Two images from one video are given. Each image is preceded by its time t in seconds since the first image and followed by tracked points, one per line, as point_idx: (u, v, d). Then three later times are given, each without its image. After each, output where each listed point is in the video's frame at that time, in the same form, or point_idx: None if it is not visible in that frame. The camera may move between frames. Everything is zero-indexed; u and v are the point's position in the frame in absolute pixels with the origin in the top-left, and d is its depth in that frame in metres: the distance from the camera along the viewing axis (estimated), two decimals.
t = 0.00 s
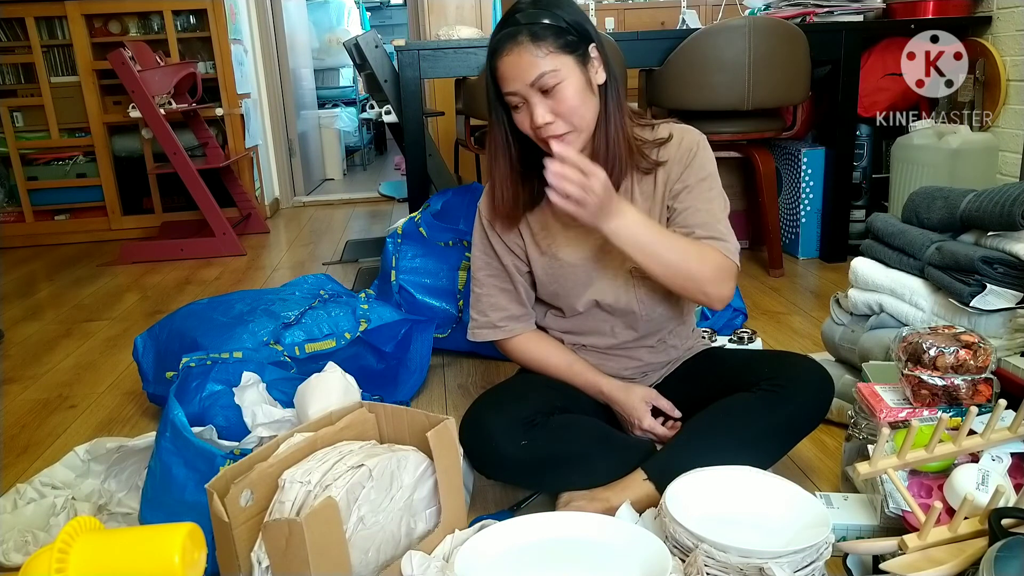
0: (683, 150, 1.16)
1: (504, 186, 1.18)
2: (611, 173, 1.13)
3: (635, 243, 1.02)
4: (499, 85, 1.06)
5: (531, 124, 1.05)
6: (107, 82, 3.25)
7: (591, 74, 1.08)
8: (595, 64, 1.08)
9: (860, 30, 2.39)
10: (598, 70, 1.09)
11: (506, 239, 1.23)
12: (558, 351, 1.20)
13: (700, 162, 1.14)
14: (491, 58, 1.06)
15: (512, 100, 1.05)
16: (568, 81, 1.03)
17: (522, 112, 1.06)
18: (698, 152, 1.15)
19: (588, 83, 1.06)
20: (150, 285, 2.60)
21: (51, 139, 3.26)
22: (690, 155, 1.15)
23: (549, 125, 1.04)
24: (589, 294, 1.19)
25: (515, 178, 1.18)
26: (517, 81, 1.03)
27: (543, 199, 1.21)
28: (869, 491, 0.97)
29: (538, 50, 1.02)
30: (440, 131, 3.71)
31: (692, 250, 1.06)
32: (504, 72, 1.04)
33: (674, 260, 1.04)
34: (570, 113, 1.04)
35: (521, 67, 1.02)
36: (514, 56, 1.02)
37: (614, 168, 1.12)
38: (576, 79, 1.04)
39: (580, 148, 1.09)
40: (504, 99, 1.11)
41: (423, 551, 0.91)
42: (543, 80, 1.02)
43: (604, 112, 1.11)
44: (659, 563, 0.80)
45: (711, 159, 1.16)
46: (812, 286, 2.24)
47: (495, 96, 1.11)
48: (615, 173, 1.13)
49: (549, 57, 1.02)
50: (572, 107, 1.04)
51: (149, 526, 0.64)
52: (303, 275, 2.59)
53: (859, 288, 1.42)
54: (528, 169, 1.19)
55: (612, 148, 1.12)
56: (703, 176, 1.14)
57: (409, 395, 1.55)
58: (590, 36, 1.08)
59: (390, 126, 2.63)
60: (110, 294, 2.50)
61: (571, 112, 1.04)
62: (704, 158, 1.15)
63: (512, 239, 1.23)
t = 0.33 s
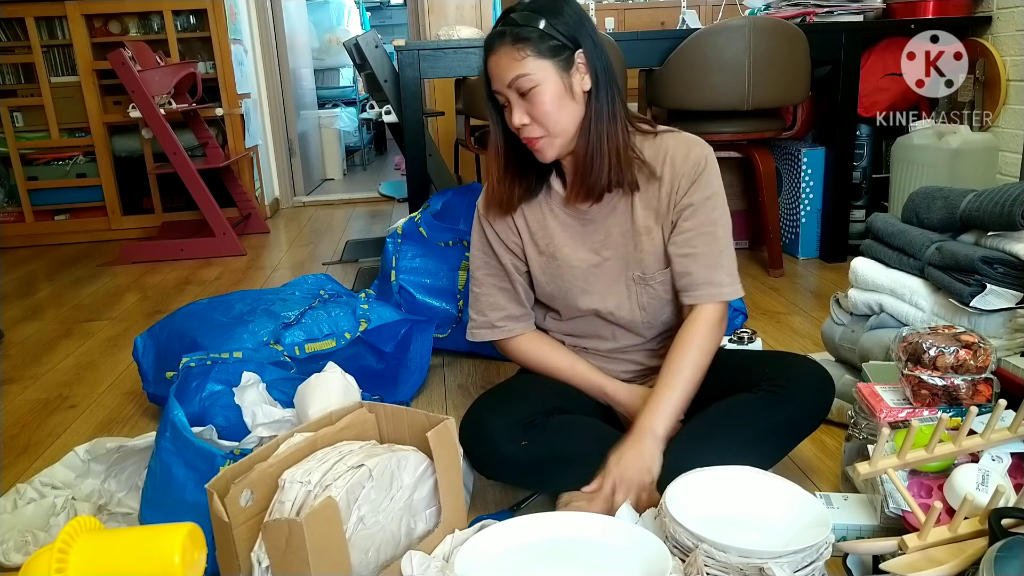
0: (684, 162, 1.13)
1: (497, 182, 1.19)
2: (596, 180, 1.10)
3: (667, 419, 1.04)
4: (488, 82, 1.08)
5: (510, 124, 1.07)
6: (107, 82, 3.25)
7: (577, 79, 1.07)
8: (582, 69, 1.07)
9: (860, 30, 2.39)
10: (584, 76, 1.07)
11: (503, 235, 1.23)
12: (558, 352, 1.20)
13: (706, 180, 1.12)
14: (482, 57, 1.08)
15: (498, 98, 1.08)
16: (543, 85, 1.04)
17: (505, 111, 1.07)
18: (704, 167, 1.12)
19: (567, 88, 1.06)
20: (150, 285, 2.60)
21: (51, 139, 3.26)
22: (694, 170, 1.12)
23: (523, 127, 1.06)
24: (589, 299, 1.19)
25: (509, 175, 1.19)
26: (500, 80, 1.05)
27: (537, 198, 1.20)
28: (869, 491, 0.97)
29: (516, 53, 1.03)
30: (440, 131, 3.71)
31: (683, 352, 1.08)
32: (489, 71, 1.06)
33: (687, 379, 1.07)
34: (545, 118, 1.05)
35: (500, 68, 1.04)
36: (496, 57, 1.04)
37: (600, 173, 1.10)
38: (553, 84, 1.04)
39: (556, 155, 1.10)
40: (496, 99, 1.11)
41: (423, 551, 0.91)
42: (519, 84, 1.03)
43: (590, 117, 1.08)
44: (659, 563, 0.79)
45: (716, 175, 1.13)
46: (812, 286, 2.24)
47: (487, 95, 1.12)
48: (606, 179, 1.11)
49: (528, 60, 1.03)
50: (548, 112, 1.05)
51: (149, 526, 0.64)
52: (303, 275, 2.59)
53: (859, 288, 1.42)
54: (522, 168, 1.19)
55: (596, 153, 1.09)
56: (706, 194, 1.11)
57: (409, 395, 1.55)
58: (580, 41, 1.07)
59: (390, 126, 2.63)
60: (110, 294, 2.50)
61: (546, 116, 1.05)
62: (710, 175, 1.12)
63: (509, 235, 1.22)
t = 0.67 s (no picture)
0: (677, 163, 1.12)
1: (494, 184, 1.20)
2: (589, 185, 1.10)
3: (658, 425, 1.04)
4: (481, 89, 1.08)
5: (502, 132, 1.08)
6: (107, 82, 3.25)
7: (566, 86, 1.06)
8: (570, 75, 1.06)
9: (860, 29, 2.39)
10: (573, 81, 1.07)
11: (500, 237, 1.23)
12: (559, 352, 1.21)
13: (698, 180, 1.11)
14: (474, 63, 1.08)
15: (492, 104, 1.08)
16: (532, 94, 1.04)
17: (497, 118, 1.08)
18: (697, 167, 1.12)
19: (556, 96, 1.06)
20: (150, 285, 2.60)
21: (51, 139, 3.26)
22: (689, 172, 1.12)
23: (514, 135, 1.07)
24: (587, 300, 1.19)
25: (505, 178, 1.19)
26: (491, 88, 1.06)
27: (534, 199, 1.19)
28: (869, 491, 0.97)
29: (504, 62, 1.03)
30: (440, 131, 3.71)
31: (664, 357, 1.08)
32: (482, 79, 1.07)
33: (673, 383, 1.07)
34: (534, 126, 1.05)
35: (491, 77, 1.05)
36: (486, 66, 1.05)
37: (593, 178, 1.10)
38: (541, 93, 1.04)
39: (549, 162, 1.10)
40: (490, 104, 1.12)
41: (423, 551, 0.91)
42: (508, 93, 1.04)
43: (581, 124, 1.08)
44: (659, 564, 0.79)
45: (711, 176, 1.12)
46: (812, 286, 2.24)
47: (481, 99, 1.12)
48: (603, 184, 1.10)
49: (515, 70, 1.03)
50: (537, 121, 1.05)
51: (149, 526, 0.64)
52: (303, 275, 2.59)
53: (859, 288, 1.42)
54: (518, 171, 1.18)
55: (589, 159, 1.09)
56: (698, 196, 1.11)
57: (409, 395, 1.55)
58: (569, 47, 1.06)
59: (390, 126, 2.63)
60: (110, 294, 2.50)
61: (535, 125, 1.05)
62: (703, 176, 1.11)
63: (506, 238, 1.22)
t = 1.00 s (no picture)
0: (673, 163, 1.12)
1: (491, 183, 1.20)
2: (584, 186, 1.10)
3: (654, 426, 1.04)
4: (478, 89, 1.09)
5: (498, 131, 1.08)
6: (107, 82, 3.25)
7: (561, 87, 1.06)
8: (565, 76, 1.06)
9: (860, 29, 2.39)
10: (569, 82, 1.07)
11: (497, 237, 1.23)
12: (558, 352, 1.20)
13: (694, 180, 1.11)
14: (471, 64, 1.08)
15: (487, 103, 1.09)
16: (528, 94, 1.04)
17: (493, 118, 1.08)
18: (693, 166, 1.11)
19: (553, 97, 1.06)
20: (150, 285, 2.60)
21: (51, 139, 3.27)
22: (685, 173, 1.11)
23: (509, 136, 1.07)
24: (584, 302, 1.19)
25: (502, 177, 1.19)
26: (489, 88, 1.06)
27: (531, 200, 1.20)
28: (869, 491, 0.97)
29: (500, 64, 1.03)
30: (440, 131, 3.71)
31: (660, 356, 1.08)
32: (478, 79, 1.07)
33: (668, 382, 1.07)
34: (529, 127, 1.05)
35: (487, 77, 1.05)
36: (483, 65, 1.05)
37: (588, 179, 1.10)
38: (537, 94, 1.04)
39: (546, 163, 1.10)
40: (487, 104, 1.12)
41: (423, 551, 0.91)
42: (504, 94, 1.04)
43: (577, 124, 1.08)
44: (659, 564, 0.79)
45: (707, 176, 1.12)
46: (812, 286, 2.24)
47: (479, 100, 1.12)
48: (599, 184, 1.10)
49: (511, 70, 1.03)
50: (533, 122, 1.05)
51: (149, 526, 0.64)
52: (302, 275, 2.59)
53: (859, 288, 1.42)
54: (515, 171, 1.18)
55: (584, 160, 1.09)
56: (693, 196, 1.11)
57: (409, 395, 1.55)
58: (564, 47, 1.06)
59: (390, 126, 2.63)
60: (110, 294, 2.50)
61: (531, 126, 1.05)
62: (699, 176, 1.11)
63: (503, 237, 1.22)
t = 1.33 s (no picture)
0: (673, 166, 1.12)
1: (491, 172, 1.20)
2: (580, 186, 1.10)
3: (652, 429, 1.04)
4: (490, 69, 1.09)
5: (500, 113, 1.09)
6: (107, 82, 3.25)
7: (571, 86, 1.06)
8: (578, 77, 1.06)
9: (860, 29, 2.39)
10: (580, 83, 1.06)
11: (494, 234, 1.23)
12: (559, 353, 1.20)
13: (693, 183, 1.11)
14: (489, 42, 1.09)
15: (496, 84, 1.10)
16: (534, 84, 1.04)
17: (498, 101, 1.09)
18: (693, 169, 1.11)
19: (560, 94, 1.05)
20: (150, 285, 2.60)
21: (51, 139, 3.27)
22: (684, 175, 1.11)
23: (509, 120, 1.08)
24: (582, 304, 1.19)
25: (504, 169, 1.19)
26: (499, 68, 1.06)
27: (529, 195, 1.20)
28: (869, 491, 0.97)
29: (518, 47, 1.04)
30: (440, 131, 3.71)
31: (659, 357, 1.08)
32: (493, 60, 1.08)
33: (667, 384, 1.07)
34: (530, 116, 1.06)
35: (501, 56, 1.06)
36: (500, 45, 1.06)
37: (587, 184, 1.09)
38: (545, 85, 1.04)
39: (539, 155, 1.10)
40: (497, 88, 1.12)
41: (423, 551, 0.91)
42: (512, 78, 1.05)
43: (582, 124, 1.08)
44: (658, 564, 0.80)
45: (706, 179, 1.12)
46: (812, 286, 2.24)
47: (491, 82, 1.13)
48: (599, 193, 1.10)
49: (524, 56, 1.04)
50: (534, 113, 1.05)
51: (149, 527, 0.64)
52: (302, 275, 2.59)
53: (859, 288, 1.42)
54: (518, 164, 1.18)
55: (583, 158, 1.09)
56: (692, 199, 1.10)
57: (409, 395, 1.55)
58: (582, 48, 1.05)
59: (390, 126, 2.63)
60: (110, 294, 2.50)
61: (532, 115, 1.05)
62: (699, 178, 1.11)
63: (499, 234, 1.22)
